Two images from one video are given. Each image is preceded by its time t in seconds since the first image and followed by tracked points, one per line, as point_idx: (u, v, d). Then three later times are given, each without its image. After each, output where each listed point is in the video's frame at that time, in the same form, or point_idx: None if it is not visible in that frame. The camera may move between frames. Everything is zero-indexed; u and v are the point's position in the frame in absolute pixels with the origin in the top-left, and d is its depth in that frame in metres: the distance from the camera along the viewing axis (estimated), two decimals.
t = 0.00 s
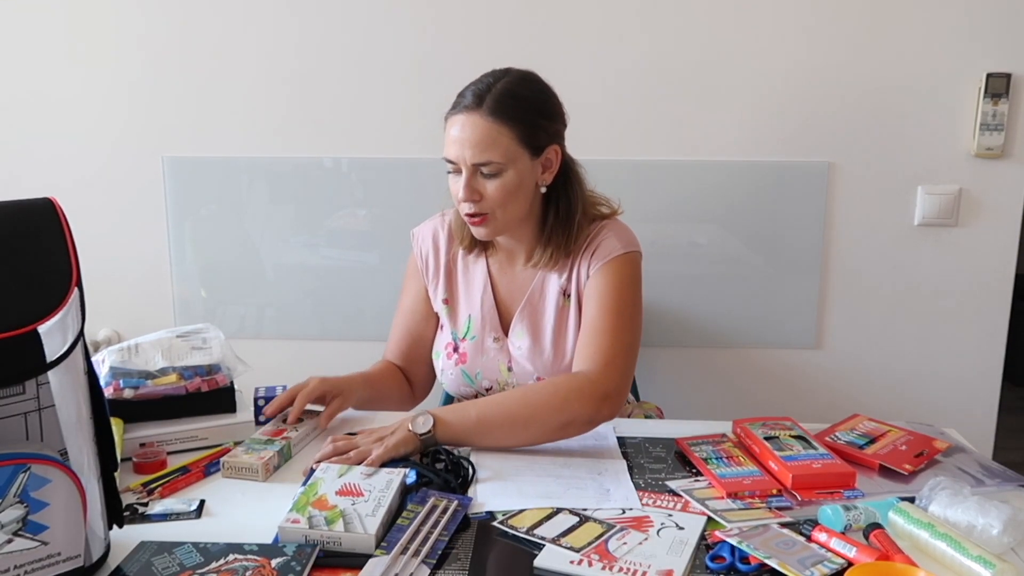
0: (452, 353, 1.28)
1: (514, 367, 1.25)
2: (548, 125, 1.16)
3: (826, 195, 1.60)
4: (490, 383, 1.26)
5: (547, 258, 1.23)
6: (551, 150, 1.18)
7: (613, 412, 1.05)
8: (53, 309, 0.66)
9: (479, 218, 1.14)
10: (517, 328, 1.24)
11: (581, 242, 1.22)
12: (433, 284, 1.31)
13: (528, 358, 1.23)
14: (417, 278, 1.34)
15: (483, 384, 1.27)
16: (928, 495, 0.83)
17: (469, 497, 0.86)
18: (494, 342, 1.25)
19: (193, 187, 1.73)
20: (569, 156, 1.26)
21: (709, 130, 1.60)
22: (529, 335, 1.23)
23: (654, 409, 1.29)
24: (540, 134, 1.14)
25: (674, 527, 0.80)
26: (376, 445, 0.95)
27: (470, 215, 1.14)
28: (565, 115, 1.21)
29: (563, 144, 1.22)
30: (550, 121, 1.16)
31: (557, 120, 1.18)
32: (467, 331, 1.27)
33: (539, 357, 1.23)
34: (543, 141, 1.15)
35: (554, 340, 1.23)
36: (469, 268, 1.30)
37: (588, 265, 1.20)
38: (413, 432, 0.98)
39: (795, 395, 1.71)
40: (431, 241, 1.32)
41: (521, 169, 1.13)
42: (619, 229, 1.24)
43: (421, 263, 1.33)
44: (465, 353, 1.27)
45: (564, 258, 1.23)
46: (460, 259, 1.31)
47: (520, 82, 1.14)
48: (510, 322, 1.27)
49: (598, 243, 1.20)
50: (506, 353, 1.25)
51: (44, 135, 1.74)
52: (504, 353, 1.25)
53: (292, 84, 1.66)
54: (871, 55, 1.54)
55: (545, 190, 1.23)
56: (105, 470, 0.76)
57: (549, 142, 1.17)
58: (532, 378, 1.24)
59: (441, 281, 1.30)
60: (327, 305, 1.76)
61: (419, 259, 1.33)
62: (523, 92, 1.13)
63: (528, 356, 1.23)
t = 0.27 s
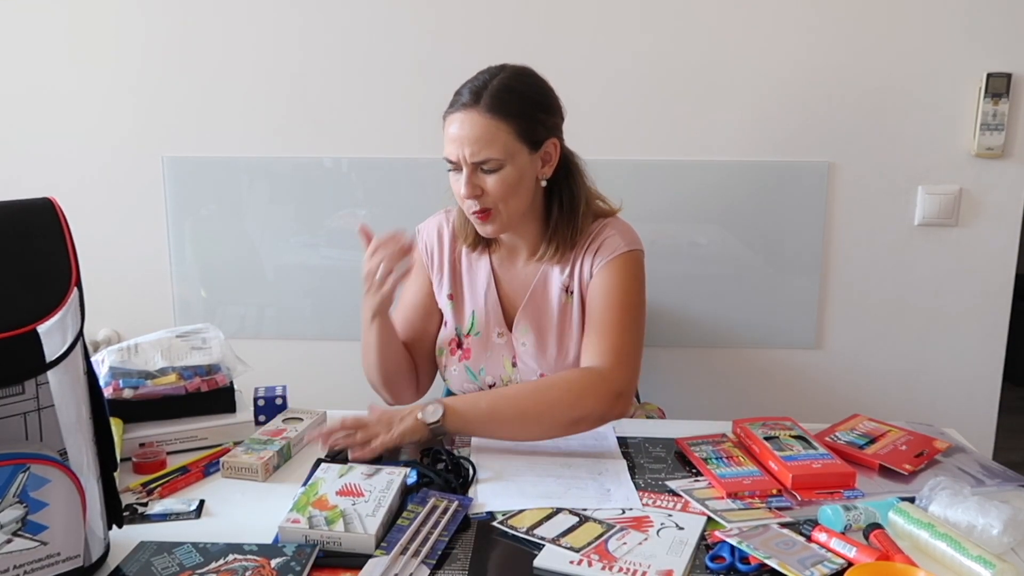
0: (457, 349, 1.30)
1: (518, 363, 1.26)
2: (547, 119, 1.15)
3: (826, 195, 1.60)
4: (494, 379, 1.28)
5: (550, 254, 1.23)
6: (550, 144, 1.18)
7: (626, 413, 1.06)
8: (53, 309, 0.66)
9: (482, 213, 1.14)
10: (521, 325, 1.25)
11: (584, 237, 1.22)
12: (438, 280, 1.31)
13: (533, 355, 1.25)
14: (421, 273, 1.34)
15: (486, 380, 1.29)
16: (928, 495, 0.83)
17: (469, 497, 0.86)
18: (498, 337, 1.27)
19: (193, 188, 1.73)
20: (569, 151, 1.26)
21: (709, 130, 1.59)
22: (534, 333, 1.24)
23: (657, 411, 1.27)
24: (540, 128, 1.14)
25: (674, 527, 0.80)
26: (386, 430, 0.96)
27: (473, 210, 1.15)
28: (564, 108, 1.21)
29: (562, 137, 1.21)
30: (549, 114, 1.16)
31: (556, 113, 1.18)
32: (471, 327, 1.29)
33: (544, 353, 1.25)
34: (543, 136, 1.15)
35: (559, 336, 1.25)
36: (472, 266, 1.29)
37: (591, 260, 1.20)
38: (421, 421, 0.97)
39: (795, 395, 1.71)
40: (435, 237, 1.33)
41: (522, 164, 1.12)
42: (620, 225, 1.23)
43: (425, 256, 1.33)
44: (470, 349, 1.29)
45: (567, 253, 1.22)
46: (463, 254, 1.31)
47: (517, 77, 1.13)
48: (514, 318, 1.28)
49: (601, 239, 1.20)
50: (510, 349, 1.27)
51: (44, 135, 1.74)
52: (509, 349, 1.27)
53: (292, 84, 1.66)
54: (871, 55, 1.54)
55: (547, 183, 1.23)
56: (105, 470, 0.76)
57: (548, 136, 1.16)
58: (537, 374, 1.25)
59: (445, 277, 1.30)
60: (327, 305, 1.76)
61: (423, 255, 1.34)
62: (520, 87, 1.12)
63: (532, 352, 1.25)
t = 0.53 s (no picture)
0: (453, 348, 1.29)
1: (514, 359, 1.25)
2: (538, 123, 1.16)
3: (826, 195, 1.60)
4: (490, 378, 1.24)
5: (547, 253, 1.26)
6: (542, 146, 1.20)
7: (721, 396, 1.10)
8: (53, 309, 0.66)
9: (479, 220, 1.16)
10: (516, 322, 1.25)
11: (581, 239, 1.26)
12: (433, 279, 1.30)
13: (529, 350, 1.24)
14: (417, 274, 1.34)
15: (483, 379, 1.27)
16: (928, 495, 0.83)
17: (469, 497, 0.86)
18: (494, 335, 1.26)
19: (193, 187, 1.73)
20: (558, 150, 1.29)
21: (709, 130, 1.60)
22: (529, 329, 1.25)
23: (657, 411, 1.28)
24: (531, 133, 1.15)
25: (673, 527, 0.80)
26: (493, 366, 0.98)
27: (470, 218, 1.16)
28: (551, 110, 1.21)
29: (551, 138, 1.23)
30: (539, 118, 1.17)
31: (544, 115, 1.19)
32: (467, 326, 1.29)
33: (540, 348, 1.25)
34: (535, 139, 1.17)
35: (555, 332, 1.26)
36: (466, 264, 1.30)
37: (592, 259, 1.24)
38: (533, 362, 0.99)
39: (795, 395, 1.71)
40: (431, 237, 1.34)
41: (517, 170, 1.14)
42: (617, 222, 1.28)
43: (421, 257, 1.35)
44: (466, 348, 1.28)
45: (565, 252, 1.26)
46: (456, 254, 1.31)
47: (505, 84, 1.13)
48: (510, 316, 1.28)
49: (602, 237, 1.25)
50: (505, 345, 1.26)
51: (44, 135, 1.74)
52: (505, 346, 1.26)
53: (292, 84, 1.66)
54: (871, 55, 1.54)
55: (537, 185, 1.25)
56: (105, 470, 0.76)
57: (540, 138, 1.18)
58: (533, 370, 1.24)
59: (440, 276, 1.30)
60: (327, 305, 1.76)
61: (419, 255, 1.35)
62: (510, 95, 1.12)
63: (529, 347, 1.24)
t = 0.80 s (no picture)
0: (456, 350, 1.29)
1: (517, 360, 1.26)
2: (535, 126, 1.19)
3: (826, 195, 1.60)
4: (493, 379, 1.27)
5: (551, 253, 1.28)
6: (539, 148, 1.22)
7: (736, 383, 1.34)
8: (53, 309, 0.66)
9: (478, 223, 1.18)
10: (520, 322, 1.26)
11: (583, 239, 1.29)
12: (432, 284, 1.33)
13: (532, 350, 1.25)
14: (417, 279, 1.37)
15: (485, 380, 1.27)
16: (928, 495, 0.83)
17: (469, 497, 0.86)
18: (496, 336, 1.27)
19: (193, 187, 1.73)
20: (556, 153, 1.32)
21: (709, 130, 1.59)
22: (533, 330, 1.25)
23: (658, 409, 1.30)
24: (527, 135, 1.17)
25: (673, 527, 0.80)
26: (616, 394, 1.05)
27: (469, 221, 1.18)
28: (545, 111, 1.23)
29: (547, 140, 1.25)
30: (535, 121, 1.19)
31: (539, 117, 1.21)
32: (469, 328, 1.29)
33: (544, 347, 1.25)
34: (532, 141, 1.19)
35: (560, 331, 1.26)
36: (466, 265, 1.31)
37: (599, 260, 1.27)
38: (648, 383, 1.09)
39: (795, 395, 1.71)
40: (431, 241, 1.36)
41: (515, 173, 1.16)
42: (620, 225, 1.31)
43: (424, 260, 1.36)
44: (468, 350, 1.28)
45: (569, 253, 1.28)
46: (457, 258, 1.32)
47: (500, 89, 1.15)
48: (512, 317, 1.28)
49: (609, 240, 1.28)
50: (508, 346, 1.26)
51: (43, 135, 1.74)
52: (507, 347, 1.26)
53: (292, 84, 1.66)
54: (871, 54, 1.54)
55: (535, 186, 1.27)
56: (105, 470, 0.76)
57: (537, 140, 1.20)
58: (536, 370, 1.25)
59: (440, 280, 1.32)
60: (327, 305, 1.76)
61: (420, 259, 1.37)
62: (505, 99, 1.14)
63: (533, 348, 1.25)
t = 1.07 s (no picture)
0: (468, 352, 1.29)
1: (533, 360, 1.26)
2: (543, 129, 1.19)
3: (826, 195, 1.60)
4: (507, 380, 1.27)
5: (562, 254, 1.29)
6: (547, 152, 1.22)
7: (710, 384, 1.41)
8: (53, 309, 0.66)
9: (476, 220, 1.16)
10: (535, 321, 1.27)
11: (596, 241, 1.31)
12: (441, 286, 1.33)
13: (549, 349, 1.26)
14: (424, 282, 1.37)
15: (499, 381, 1.28)
16: (927, 495, 0.83)
17: (469, 497, 0.86)
18: (511, 337, 1.27)
19: (193, 188, 1.73)
20: (567, 157, 1.33)
21: (708, 130, 1.60)
22: (549, 328, 1.27)
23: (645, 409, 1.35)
24: (534, 136, 1.17)
25: (673, 527, 0.80)
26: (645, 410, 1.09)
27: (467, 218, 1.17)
28: (560, 115, 1.25)
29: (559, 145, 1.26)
30: (544, 124, 1.19)
31: (553, 122, 1.22)
32: (482, 329, 1.28)
33: (561, 346, 1.27)
34: (539, 144, 1.19)
35: (577, 330, 1.27)
36: (477, 267, 1.31)
37: (614, 262, 1.30)
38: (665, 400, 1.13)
39: (795, 395, 1.71)
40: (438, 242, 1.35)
41: (516, 173, 1.15)
42: (632, 228, 1.34)
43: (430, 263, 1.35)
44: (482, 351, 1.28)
45: (583, 254, 1.30)
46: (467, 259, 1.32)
47: (511, 88, 1.16)
48: (525, 317, 1.29)
49: (622, 242, 1.31)
50: (524, 347, 1.27)
51: (43, 135, 1.74)
52: (523, 347, 1.27)
53: (292, 84, 1.66)
54: (871, 54, 1.54)
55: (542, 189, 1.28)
56: (105, 470, 0.76)
57: (545, 144, 1.20)
58: (552, 369, 1.27)
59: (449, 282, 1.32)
60: (327, 305, 1.76)
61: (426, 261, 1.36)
62: (514, 97, 1.15)
63: (549, 347, 1.26)
